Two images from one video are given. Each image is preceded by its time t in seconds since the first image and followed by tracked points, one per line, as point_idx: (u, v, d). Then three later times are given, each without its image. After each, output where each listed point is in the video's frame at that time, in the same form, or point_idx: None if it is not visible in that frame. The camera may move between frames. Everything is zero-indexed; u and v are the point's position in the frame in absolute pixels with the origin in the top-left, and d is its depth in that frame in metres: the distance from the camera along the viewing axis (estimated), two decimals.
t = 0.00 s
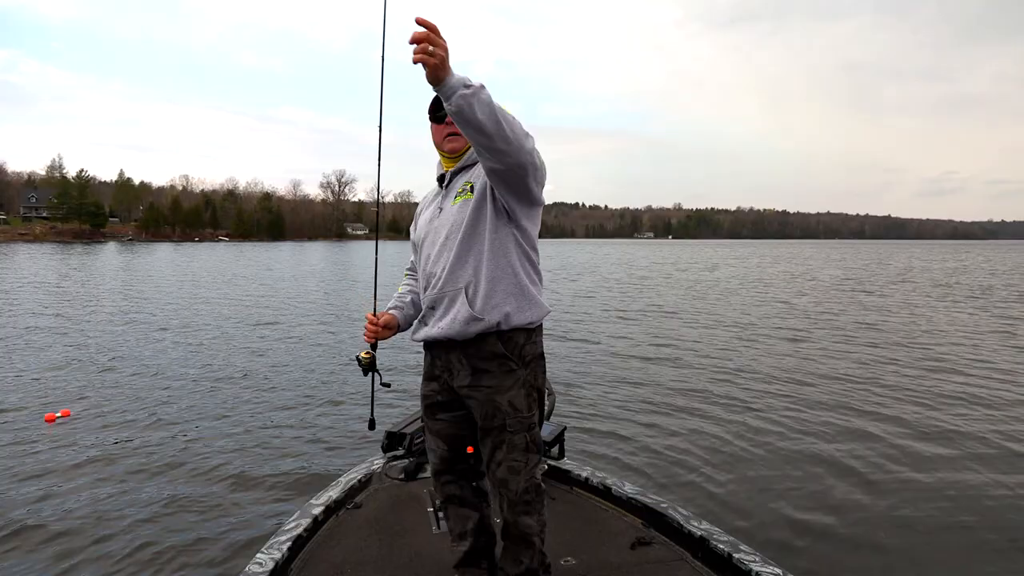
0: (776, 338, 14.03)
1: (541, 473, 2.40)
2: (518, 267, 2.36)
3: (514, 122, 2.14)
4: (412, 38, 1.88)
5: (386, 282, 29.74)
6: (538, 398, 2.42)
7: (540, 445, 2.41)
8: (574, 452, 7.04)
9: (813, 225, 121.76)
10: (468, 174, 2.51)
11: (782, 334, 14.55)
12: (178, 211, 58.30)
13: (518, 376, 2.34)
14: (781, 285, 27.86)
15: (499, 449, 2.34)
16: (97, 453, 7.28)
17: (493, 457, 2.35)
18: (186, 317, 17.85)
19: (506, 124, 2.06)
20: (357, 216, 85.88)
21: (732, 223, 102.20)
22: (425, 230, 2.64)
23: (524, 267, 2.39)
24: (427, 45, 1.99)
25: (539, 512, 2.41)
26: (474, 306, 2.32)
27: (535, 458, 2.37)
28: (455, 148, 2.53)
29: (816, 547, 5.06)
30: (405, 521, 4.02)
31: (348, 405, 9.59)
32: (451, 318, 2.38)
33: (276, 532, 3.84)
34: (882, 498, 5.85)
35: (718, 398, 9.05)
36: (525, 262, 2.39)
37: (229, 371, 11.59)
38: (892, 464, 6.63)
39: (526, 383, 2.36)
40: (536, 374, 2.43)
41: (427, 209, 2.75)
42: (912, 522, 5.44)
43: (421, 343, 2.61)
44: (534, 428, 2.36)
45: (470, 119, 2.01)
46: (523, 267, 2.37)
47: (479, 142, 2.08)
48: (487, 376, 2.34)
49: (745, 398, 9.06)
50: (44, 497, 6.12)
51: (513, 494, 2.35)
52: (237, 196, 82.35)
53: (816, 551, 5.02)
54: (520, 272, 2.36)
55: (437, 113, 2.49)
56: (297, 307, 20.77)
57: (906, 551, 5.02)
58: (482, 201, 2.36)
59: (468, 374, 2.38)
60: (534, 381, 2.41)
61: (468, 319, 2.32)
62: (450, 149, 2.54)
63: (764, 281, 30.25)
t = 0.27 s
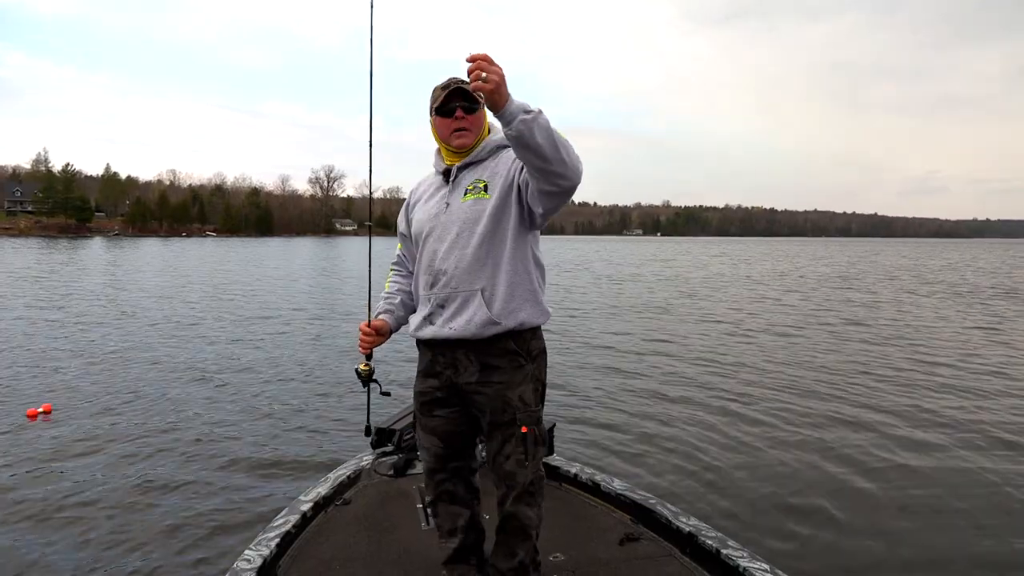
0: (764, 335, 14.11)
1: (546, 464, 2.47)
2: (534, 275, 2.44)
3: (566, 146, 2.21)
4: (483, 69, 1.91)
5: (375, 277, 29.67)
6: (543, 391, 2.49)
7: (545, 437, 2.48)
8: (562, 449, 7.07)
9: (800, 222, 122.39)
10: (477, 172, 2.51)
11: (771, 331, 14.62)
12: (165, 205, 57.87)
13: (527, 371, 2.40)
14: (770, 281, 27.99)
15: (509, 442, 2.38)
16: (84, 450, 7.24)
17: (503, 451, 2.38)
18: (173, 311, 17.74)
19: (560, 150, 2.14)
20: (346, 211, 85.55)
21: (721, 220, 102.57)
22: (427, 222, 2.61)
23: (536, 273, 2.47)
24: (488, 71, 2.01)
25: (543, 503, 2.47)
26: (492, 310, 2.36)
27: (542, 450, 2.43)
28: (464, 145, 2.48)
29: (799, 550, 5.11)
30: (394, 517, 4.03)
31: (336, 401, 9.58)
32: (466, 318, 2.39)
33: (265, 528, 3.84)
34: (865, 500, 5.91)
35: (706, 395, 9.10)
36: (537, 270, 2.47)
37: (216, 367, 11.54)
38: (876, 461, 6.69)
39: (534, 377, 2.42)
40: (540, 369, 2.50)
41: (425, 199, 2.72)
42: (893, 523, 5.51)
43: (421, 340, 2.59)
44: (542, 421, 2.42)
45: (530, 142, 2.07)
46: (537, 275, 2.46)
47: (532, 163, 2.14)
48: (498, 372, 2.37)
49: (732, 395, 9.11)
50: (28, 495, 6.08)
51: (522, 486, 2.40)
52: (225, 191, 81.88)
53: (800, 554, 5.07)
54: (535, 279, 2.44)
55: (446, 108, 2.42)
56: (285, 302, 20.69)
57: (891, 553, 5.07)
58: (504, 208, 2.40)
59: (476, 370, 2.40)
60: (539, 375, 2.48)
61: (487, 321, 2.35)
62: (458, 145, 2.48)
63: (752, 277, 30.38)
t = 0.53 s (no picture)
0: (750, 335, 14.20)
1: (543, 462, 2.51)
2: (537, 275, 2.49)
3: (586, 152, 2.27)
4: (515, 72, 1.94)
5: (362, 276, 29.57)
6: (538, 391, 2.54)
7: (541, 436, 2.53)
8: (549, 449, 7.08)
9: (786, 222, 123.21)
10: (477, 173, 2.50)
11: (757, 331, 14.71)
12: (150, 203, 57.39)
13: (526, 371, 2.44)
14: (755, 281, 28.16)
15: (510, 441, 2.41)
16: (69, 449, 7.16)
17: (503, 448, 2.39)
18: (157, 310, 17.60)
19: (583, 152, 2.17)
20: (332, 210, 85.24)
21: (707, 220, 103.08)
22: (422, 224, 2.56)
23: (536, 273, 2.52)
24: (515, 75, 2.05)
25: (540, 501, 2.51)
26: (498, 311, 2.38)
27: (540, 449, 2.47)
28: (465, 142, 2.46)
29: (784, 549, 5.15)
30: (382, 516, 4.02)
31: (323, 401, 9.54)
32: (471, 320, 2.40)
33: (252, 527, 3.82)
34: (849, 500, 5.97)
35: (692, 394, 9.15)
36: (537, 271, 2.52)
37: (201, 366, 11.46)
38: (860, 460, 6.76)
39: (531, 378, 2.47)
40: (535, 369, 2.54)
41: (417, 200, 2.67)
42: (876, 524, 5.57)
43: (418, 341, 2.56)
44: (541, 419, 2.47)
45: (557, 143, 2.12)
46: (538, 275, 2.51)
47: (554, 164, 2.16)
48: (499, 372, 2.40)
49: (718, 393, 9.16)
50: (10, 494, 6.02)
51: (523, 484, 2.42)
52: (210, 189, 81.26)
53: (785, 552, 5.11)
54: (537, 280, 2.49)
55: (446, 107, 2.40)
56: (270, 300, 20.58)
57: (877, 554, 5.12)
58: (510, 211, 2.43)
59: (477, 370, 2.42)
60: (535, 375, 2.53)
61: (492, 322, 2.37)
62: (457, 144, 2.46)
63: (738, 277, 30.55)
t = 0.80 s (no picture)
0: (742, 333, 14.26)
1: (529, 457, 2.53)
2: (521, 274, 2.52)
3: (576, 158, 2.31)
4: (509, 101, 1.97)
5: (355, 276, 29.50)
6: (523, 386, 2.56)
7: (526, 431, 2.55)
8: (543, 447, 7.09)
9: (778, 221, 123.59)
10: (459, 172, 2.51)
11: (751, 330, 14.75)
12: (141, 202, 57.06)
13: (510, 367, 2.46)
14: (748, 280, 28.24)
15: (496, 437, 2.43)
16: (62, 450, 7.13)
17: (490, 446, 2.42)
18: (149, 310, 17.51)
19: (576, 160, 2.23)
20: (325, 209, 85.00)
21: (700, 219, 103.28)
22: (404, 223, 2.55)
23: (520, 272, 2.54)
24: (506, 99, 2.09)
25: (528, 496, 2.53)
26: (483, 308, 2.39)
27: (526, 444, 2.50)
28: (445, 147, 2.48)
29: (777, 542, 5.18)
30: (376, 516, 4.02)
31: (316, 400, 9.52)
32: (456, 318, 2.40)
33: (246, 527, 3.82)
34: (841, 492, 6.00)
35: (685, 393, 9.17)
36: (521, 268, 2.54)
37: (194, 367, 11.41)
38: (851, 458, 6.79)
39: (515, 374, 2.49)
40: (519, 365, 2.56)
41: (398, 200, 2.65)
42: (868, 516, 5.59)
43: (402, 340, 2.56)
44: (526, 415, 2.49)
45: (550, 153, 2.15)
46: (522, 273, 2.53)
47: (547, 171, 2.21)
48: (483, 369, 2.42)
49: (711, 392, 9.20)
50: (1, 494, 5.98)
51: (510, 480, 2.45)
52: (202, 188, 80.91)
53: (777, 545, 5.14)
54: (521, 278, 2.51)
55: (426, 111, 2.40)
56: (262, 300, 20.50)
57: (868, 545, 5.14)
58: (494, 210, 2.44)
59: (461, 367, 2.43)
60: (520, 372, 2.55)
61: (478, 319, 2.38)
62: (437, 147, 2.48)
63: (731, 276, 30.62)
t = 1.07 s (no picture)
0: (739, 329, 14.26)
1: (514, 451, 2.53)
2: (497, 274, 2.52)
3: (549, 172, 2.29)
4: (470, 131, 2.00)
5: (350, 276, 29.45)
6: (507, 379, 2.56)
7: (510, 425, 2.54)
8: (538, 444, 7.10)
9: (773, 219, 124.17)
10: (435, 169, 2.49)
11: (745, 326, 14.77)
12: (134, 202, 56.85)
13: (492, 362, 2.46)
14: (744, 277, 28.27)
15: (478, 431, 2.44)
16: (54, 450, 7.08)
17: (475, 441, 2.44)
18: (143, 311, 17.45)
19: (538, 181, 2.22)
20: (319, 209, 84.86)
21: (694, 216, 103.42)
22: (383, 220, 2.55)
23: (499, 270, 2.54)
24: (471, 124, 2.09)
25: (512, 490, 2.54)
26: (461, 305, 2.39)
27: (509, 437, 2.50)
28: (419, 147, 2.48)
29: (774, 531, 5.17)
30: (372, 513, 4.01)
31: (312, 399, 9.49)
32: (432, 314, 2.40)
33: (242, 525, 3.80)
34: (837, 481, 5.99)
35: (681, 388, 9.18)
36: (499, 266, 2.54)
37: (188, 366, 11.37)
38: (847, 449, 6.81)
39: (498, 368, 2.49)
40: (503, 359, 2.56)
41: (378, 198, 2.65)
42: (866, 504, 5.58)
43: (383, 336, 2.57)
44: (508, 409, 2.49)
45: (509, 177, 2.16)
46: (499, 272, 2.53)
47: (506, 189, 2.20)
48: (464, 363, 2.42)
49: (707, 387, 9.21)
50: None
51: (495, 474, 2.46)
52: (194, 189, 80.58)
53: (775, 535, 5.11)
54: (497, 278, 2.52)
55: (401, 111, 2.39)
56: (258, 300, 20.44)
57: (864, 531, 5.14)
58: (469, 208, 2.42)
59: (442, 362, 2.44)
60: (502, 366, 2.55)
61: (456, 315, 2.38)
62: (412, 148, 2.47)
63: (726, 274, 30.67)
